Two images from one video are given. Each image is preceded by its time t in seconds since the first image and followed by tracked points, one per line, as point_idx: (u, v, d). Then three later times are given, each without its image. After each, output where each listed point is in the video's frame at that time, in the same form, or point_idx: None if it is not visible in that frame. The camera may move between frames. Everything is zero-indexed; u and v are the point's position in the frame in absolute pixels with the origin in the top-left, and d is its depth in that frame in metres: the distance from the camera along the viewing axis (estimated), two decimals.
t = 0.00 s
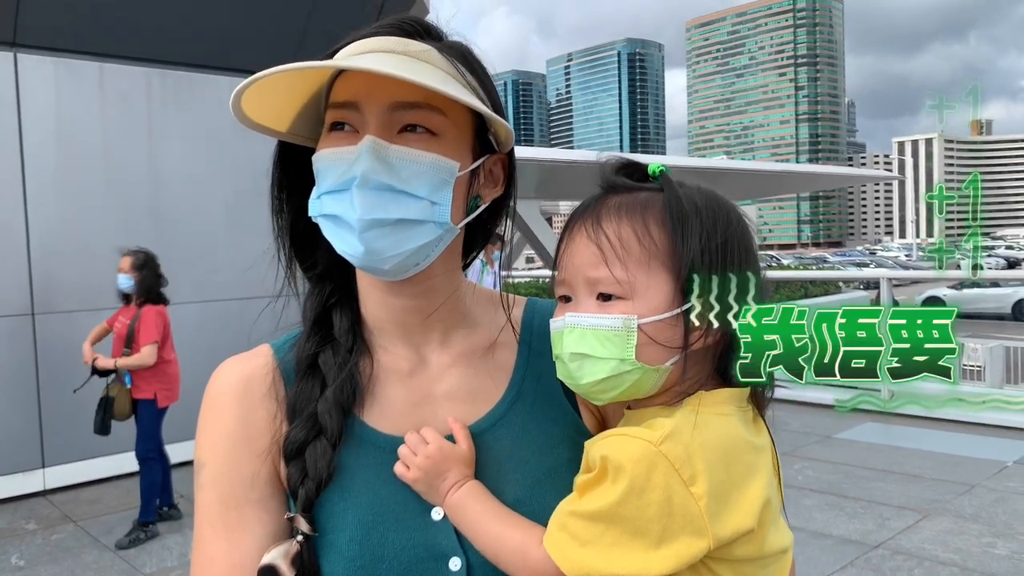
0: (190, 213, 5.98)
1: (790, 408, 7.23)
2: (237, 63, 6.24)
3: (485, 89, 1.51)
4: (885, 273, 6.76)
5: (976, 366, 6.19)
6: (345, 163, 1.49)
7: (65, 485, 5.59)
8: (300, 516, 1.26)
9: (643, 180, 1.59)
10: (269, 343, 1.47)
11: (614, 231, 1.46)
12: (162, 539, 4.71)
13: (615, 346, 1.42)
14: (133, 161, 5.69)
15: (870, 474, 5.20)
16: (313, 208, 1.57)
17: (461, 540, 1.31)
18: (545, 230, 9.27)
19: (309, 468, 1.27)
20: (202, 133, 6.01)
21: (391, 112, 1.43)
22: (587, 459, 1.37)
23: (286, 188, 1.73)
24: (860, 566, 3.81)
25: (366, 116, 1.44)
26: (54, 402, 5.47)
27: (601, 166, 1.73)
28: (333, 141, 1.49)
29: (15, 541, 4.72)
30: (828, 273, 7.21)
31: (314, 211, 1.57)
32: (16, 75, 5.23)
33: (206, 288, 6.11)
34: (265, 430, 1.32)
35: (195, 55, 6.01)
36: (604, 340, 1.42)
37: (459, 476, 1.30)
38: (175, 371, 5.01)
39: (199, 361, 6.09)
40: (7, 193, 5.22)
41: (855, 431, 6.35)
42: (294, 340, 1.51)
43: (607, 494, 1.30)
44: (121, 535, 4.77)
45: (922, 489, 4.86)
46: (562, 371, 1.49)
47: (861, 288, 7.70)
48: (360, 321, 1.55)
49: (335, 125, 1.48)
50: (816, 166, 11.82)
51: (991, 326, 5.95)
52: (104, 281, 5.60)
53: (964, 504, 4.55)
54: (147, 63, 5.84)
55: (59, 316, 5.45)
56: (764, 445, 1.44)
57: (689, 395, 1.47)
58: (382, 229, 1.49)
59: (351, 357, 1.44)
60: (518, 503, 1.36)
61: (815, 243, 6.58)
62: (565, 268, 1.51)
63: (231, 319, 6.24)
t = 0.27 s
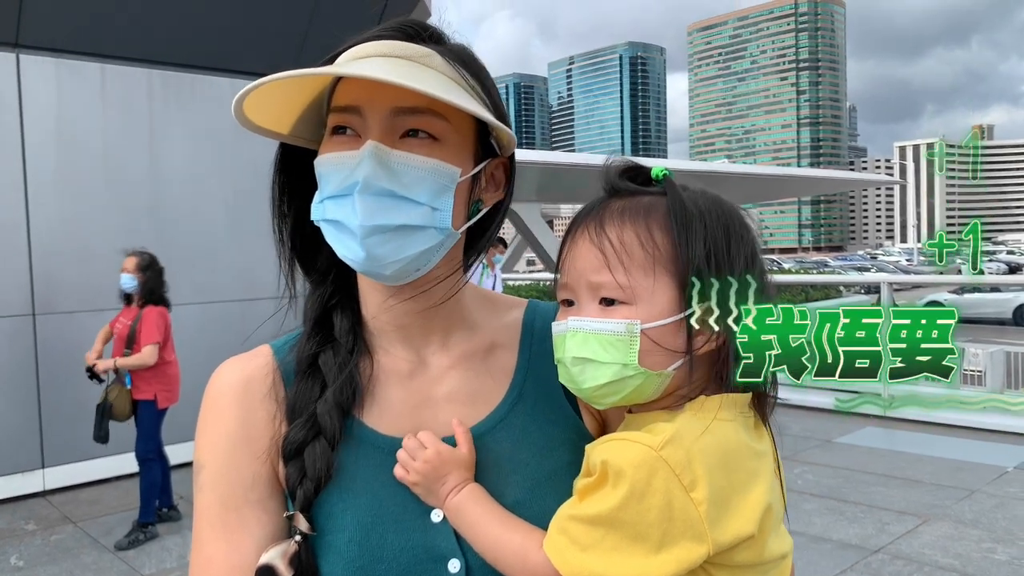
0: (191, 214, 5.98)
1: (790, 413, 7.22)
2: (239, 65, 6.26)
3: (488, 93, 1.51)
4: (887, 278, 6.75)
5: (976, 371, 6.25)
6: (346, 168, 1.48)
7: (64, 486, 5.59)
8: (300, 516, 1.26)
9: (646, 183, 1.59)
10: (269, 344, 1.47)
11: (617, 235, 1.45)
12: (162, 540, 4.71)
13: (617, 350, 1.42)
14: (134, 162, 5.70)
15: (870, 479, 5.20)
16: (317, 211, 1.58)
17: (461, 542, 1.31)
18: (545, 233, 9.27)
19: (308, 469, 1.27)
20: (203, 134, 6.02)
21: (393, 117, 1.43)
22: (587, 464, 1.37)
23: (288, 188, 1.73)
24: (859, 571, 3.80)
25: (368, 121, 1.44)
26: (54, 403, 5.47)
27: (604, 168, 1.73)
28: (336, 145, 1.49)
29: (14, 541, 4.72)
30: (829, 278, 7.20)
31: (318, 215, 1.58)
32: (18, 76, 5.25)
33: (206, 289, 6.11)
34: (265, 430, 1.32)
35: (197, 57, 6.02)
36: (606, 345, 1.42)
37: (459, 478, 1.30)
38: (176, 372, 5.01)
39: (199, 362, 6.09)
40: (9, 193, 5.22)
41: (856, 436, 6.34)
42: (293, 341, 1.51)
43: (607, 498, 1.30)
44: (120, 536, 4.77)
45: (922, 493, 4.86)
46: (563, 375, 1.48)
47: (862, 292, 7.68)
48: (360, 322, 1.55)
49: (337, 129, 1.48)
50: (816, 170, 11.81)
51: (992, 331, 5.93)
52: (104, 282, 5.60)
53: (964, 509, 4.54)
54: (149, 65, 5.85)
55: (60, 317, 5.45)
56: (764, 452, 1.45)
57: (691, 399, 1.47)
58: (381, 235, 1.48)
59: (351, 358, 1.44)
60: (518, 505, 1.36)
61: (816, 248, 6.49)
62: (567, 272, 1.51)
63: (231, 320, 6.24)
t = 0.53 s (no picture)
0: (193, 215, 5.99)
1: (791, 415, 7.20)
2: (241, 66, 6.26)
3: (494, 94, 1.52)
4: (889, 281, 6.73)
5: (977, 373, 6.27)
6: (356, 176, 1.47)
7: (65, 486, 5.59)
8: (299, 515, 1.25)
9: (650, 184, 1.58)
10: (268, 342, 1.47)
11: (622, 238, 1.45)
12: (162, 541, 4.71)
13: (624, 356, 1.42)
14: (137, 162, 5.70)
15: (872, 482, 5.18)
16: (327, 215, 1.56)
17: (460, 542, 1.30)
18: (547, 235, 9.25)
19: (308, 467, 1.26)
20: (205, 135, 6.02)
21: (407, 122, 1.42)
22: (590, 465, 1.36)
23: (288, 187, 1.72)
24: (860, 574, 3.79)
25: (381, 128, 1.42)
26: (55, 403, 5.47)
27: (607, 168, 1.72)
28: (347, 152, 1.47)
29: (15, 541, 4.72)
30: (831, 280, 7.17)
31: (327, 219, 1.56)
32: (20, 76, 5.25)
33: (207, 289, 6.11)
34: (264, 426, 1.31)
35: (200, 58, 6.03)
36: (612, 349, 1.42)
37: (459, 480, 1.29)
38: (178, 373, 5.01)
39: (200, 362, 6.09)
40: (11, 193, 5.23)
41: (858, 439, 6.32)
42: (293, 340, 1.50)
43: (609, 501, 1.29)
44: (121, 536, 4.77)
45: (924, 497, 4.84)
46: (567, 378, 1.47)
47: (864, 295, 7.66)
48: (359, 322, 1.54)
49: (347, 137, 1.46)
50: (818, 172, 11.78)
51: (995, 334, 5.91)
52: (106, 282, 5.61)
53: (966, 513, 4.52)
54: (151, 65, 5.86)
55: (61, 317, 5.45)
56: (768, 456, 1.44)
57: (695, 402, 1.47)
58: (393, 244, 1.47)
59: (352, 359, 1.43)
60: (519, 506, 1.35)
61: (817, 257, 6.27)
62: (572, 274, 1.50)
63: (233, 321, 6.24)
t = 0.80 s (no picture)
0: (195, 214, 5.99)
1: (793, 417, 7.19)
2: (243, 65, 6.27)
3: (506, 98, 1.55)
4: (891, 282, 6.71)
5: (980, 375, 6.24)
6: (440, 206, 1.44)
7: (67, 485, 5.60)
8: (320, 550, 1.25)
9: (650, 184, 1.59)
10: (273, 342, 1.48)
11: (623, 237, 1.45)
12: (164, 540, 4.71)
13: (625, 353, 1.41)
14: (139, 162, 5.71)
15: (874, 483, 5.17)
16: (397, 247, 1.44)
17: (461, 539, 1.31)
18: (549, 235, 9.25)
19: (319, 498, 1.26)
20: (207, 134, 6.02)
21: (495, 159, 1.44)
22: (591, 462, 1.36)
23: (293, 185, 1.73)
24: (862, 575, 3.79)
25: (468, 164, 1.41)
26: (57, 402, 5.48)
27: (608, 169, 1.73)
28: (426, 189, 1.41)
29: (17, 540, 4.73)
30: (833, 281, 7.16)
31: (397, 251, 1.45)
32: (23, 76, 5.26)
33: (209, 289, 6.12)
34: (273, 436, 1.32)
35: (202, 57, 6.03)
36: (614, 347, 1.42)
37: (461, 477, 1.29)
38: (180, 372, 5.01)
39: (202, 361, 6.10)
40: (13, 193, 5.24)
41: (859, 440, 6.31)
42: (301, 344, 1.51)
43: (609, 498, 1.29)
44: (122, 535, 4.78)
45: (926, 498, 4.83)
46: (568, 375, 1.48)
47: (865, 296, 7.64)
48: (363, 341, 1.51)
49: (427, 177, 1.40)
50: (821, 173, 11.77)
51: (997, 335, 5.88)
52: (108, 281, 5.62)
53: (968, 515, 4.52)
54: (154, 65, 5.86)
55: (64, 316, 5.46)
56: (768, 452, 1.44)
57: (696, 400, 1.47)
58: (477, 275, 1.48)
59: (358, 364, 1.44)
60: (521, 504, 1.36)
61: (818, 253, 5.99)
62: (573, 274, 1.50)
63: (234, 320, 6.25)
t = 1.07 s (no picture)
0: (196, 213, 5.99)
1: (794, 417, 7.18)
2: (244, 64, 6.27)
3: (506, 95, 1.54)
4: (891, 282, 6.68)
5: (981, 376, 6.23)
6: (447, 208, 1.42)
7: (68, 483, 5.61)
8: (328, 552, 1.26)
9: (643, 186, 1.60)
10: (273, 342, 1.48)
11: (621, 236, 1.45)
12: (165, 539, 4.72)
13: (627, 349, 1.42)
14: (140, 161, 5.71)
15: (874, 484, 5.17)
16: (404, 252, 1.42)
17: (464, 538, 1.31)
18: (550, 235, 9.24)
19: (326, 501, 1.26)
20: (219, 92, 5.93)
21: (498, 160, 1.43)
22: (594, 457, 1.37)
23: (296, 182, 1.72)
24: None
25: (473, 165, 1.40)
26: (59, 400, 5.49)
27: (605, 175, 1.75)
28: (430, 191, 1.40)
29: (18, 538, 4.74)
30: (834, 282, 7.14)
31: (404, 256, 1.43)
32: (25, 75, 5.27)
33: (210, 288, 6.12)
34: (276, 437, 1.33)
35: (204, 56, 6.03)
36: (615, 344, 1.43)
37: (465, 478, 1.29)
38: (181, 371, 5.02)
39: (203, 360, 6.10)
40: (15, 192, 5.25)
41: (860, 440, 6.31)
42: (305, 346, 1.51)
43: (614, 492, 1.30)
44: (124, 534, 4.78)
45: (927, 499, 4.84)
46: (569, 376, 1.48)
47: (866, 296, 7.63)
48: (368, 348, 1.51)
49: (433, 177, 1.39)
50: (822, 173, 11.76)
51: (998, 336, 5.87)
52: (109, 280, 5.62)
53: (968, 515, 4.52)
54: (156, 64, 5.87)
55: (65, 314, 5.47)
56: (771, 446, 1.45)
57: (696, 395, 1.47)
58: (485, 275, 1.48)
59: (364, 364, 1.44)
60: (523, 502, 1.36)
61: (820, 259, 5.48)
62: (572, 273, 1.51)
63: (235, 319, 6.25)
